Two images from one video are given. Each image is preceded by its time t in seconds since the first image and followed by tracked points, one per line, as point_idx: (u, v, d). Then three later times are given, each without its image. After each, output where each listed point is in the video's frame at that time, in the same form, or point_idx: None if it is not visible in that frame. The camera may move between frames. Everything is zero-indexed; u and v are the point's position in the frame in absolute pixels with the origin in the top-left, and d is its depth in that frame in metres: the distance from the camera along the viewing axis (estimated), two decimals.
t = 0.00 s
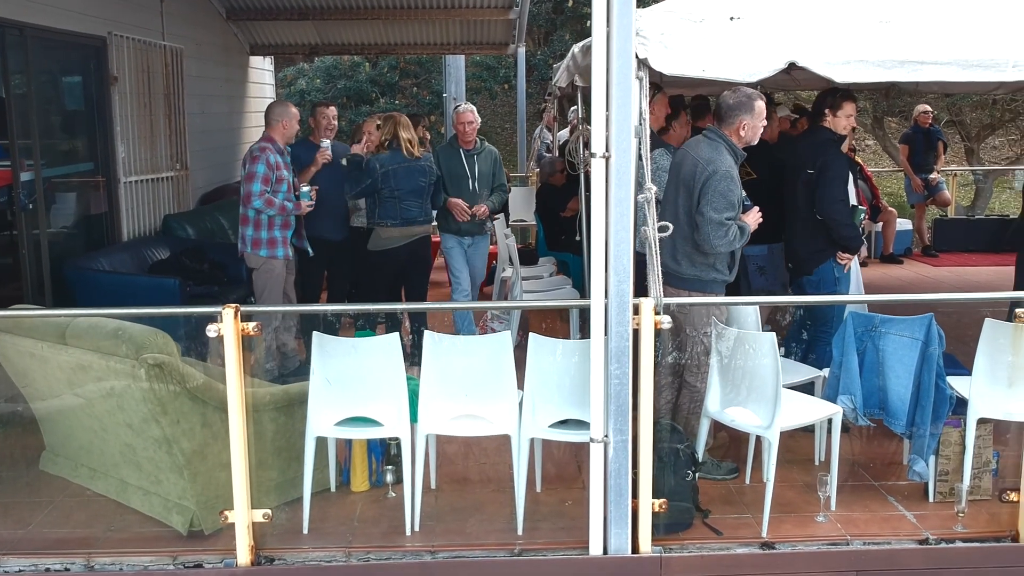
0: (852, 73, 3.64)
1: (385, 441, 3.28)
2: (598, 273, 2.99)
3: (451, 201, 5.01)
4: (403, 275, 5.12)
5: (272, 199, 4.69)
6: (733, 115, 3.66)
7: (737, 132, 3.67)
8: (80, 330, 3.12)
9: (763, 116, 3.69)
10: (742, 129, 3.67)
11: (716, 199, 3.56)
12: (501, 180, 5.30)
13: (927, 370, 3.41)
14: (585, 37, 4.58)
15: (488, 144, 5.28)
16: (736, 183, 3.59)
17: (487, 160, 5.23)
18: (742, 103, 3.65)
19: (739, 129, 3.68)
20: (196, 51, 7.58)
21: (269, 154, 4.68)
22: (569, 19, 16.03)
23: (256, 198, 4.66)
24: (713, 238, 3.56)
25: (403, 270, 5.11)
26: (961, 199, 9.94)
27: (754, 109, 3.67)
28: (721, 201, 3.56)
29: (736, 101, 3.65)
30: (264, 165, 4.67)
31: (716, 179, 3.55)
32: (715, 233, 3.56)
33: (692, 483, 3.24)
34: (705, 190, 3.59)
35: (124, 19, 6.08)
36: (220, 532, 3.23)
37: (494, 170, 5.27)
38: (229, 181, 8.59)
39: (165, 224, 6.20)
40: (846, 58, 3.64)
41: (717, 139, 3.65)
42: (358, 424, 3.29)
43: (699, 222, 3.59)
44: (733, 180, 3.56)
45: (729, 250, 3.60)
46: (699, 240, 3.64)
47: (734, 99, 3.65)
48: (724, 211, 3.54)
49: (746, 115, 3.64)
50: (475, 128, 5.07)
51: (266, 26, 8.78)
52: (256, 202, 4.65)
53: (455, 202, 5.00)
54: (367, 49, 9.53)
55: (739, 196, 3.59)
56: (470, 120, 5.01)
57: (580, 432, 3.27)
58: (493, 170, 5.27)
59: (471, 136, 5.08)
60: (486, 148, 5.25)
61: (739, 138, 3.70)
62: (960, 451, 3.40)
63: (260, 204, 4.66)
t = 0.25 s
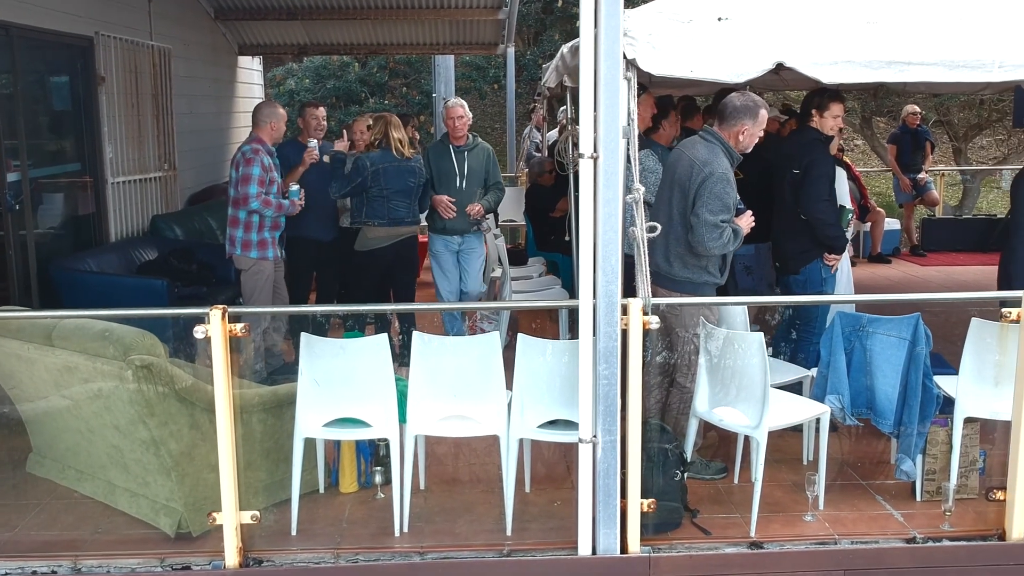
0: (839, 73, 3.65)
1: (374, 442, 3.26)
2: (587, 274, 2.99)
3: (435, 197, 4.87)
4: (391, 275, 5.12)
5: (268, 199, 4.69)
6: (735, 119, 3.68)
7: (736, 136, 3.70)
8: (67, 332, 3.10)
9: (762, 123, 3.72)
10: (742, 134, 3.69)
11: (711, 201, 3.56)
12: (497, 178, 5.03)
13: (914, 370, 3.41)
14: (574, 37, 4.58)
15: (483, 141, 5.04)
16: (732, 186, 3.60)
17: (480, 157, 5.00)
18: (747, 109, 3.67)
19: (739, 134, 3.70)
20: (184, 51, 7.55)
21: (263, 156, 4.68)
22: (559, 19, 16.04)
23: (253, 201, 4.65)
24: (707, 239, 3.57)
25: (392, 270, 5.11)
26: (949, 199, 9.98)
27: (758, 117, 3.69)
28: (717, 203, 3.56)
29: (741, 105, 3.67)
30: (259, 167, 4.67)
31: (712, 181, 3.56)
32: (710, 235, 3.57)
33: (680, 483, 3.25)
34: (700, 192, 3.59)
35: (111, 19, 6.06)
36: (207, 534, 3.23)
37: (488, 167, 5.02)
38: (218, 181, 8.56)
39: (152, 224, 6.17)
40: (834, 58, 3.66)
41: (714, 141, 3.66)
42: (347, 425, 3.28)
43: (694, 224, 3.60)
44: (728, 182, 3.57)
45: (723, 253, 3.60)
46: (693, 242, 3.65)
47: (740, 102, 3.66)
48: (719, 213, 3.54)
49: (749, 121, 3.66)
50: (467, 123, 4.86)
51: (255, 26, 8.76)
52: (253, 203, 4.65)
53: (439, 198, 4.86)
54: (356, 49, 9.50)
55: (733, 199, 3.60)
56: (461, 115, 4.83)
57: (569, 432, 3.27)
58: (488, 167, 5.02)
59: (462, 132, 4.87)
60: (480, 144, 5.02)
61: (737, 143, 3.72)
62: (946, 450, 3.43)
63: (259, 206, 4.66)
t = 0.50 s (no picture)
0: (831, 73, 3.65)
1: (366, 443, 3.25)
2: (579, 275, 2.99)
3: (436, 205, 4.87)
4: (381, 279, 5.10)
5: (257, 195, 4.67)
6: (728, 121, 3.67)
7: (727, 137, 3.70)
8: (57, 334, 3.10)
9: (753, 126, 3.74)
10: (733, 136, 3.69)
11: (705, 202, 3.56)
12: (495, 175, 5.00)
13: (906, 370, 3.44)
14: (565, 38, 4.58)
15: (480, 138, 4.99)
16: (724, 185, 3.59)
17: (476, 155, 4.95)
18: (741, 110, 3.66)
19: (730, 135, 3.70)
20: (176, 51, 7.54)
21: (252, 154, 4.68)
22: (552, 19, 16.05)
23: (242, 198, 4.65)
24: (703, 240, 3.57)
25: (383, 271, 5.10)
26: (941, 199, 10.00)
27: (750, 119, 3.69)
28: (710, 204, 3.56)
29: (737, 107, 3.65)
30: (248, 166, 4.67)
31: (704, 182, 3.55)
32: (705, 236, 3.57)
33: (672, 483, 3.25)
34: (693, 193, 3.59)
35: (103, 19, 6.04)
36: (199, 536, 3.21)
37: (484, 165, 4.98)
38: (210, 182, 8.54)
39: (144, 225, 6.14)
40: (825, 59, 3.66)
41: (703, 142, 3.68)
42: (339, 425, 3.29)
43: (689, 226, 3.60)
44: (721, 183, 3.56)
45: (718, 253, 3.61)
46: (688, 243, 3.66)
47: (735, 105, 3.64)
48: (714, 214, 3.54)
49: (742, 123, 3.65)
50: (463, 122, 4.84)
51: (247, 26, 8.74)
52: (242, 201, 4.65)
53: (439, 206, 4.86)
54: (349, 50, 9.49)
55: (726, 198, 3.59)
56: (457, 113, 4.80)
57: (561, 433, 3.27)
58: (485, 165, 4.98)
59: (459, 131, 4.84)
60: (477, 142, 4.97)
61: (727, 143, 3.72)
62: (938, 450, 3.43)
63: (247, 202, 4.65)
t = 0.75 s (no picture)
0: (823, 76, 3.73)
1: (359, 446, 3.25)
2: (571, 278, 2.99)
3: (433, 218, 4.68)
4: (372, 284, 5.12)
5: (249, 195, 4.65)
6: (712, 121, 3.66)
7: (710, 137, 3.69)
8: (49, 337, 3.09)
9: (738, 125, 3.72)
10: (717, 136, 3.68)
11: (688, 204, 3.58)
12: (496, 183, 4.73)
13: (897, 372, 3.42)
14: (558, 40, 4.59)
15: (482, 144, 4.74)
16: (708, 186, 3.60)
17: (475, 163, 4.71)
18: (724, 111, 3.64)
19: (713, 136, 3.69)
20: (168, 52, 7.52)
21: (242, 155, 4.68)
22: (546, 20, 16.05)
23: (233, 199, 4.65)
24: (688, 242, 3.59)
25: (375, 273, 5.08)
26: (933, 199, 10.02)
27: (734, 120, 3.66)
28: (694, 206, 3.57)
29: (721, 108, 3.63)
30: (239, 167, 4.68)
31: (687, 184, 3.57)
32: (690, 237, 3.59)
33: (665, 486, 3.26)
34: (677, 196, 3.60)
35: (95, 20, 6.02)
36: (191, 540, 3.21)
37: (484, 173, 4.72)
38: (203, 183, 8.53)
39: (136, 227, 6.12)
40: (817, 61, 3.72)
41: (686, 144, 3.66)
42: (331, 429, 3.27)
43: (673, 228, 3.62)
44: (704, 185, 3.58)
45: (705, 252, 3.63)
46: (675, 245, 3.67)
47: (720, 106, 3.62)
48: (697, 216, 3.55)
49: (725, 124, 3.64)
50: (463, 128, 4.58)
51: (240, 27, 8.73)
52: (234, 202, 4.64)
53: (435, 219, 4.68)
54: (342, 50, 9.47)
55: (710, 199, 3.60)
56: (458, 120, 4.54)
57: (554, 436, 3.26)
58: (485, 173, 4.72)
59: (457, 138, 4.61)
60: (477, 148, 4.73)
61: (711, 143, 3.71)
62: (929, 451, 3.44)
63: (237, 203, 4.64)
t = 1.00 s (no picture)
0: (815, 79, 3.73)
1: (352, 450, 3.25)
2: (564, 282, 2.99)
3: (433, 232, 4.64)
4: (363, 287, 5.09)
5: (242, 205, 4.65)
6: (694, 121, 3.67)
7: (693, 137, 3.70)
8: (42, 340, 3.08)
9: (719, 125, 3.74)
10: (699, 136, 3.70)
11: (673, 203, 3.59)
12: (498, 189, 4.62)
13: (889, 375, 3.45)
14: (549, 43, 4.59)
15: (487, 149, 4.63)
16: (692, 185, 3.62)
17: (478, 167, 4.60)
18: (706, 110, 3.66)
19: (696, 136, 3.70)
20: (160, 53, 7.50)
21: (232, 157, 4.66)
22: (539, 20, 16.08)
23: (226, 206, 4.64)
24: (675, 239, 3.61)
25: (366, 277, 5.06)
26: (924, 200, 10.05)
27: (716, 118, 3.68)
28: (678, 205, 3.59)
29: (704, 108, 3.65)
30: (228, 169, 4.65)
31: (671, 184, 3.59)
32: (677, 235, 3.60)
33: (658, 489, 3.26)
34: (662, 195, 3.62)
35: (86, 22, 6.01)
36: (183, 544, 3.21)
37: (487, 180, 4.61)
38: (196, 184, 8.51)
39: (127, 228, 6.09)
40: (809, 65, 3.73)
41: (668, 144, 3.69)
42: (324, 433, 3.26)
43: (661, 227, 3.64)
44: (688, 183, 3.59)
45: (693, 249, 3.64)
46: (663, 244, 3.69)
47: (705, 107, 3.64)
48: (682, 213, 3.57)
49: (708, 123, 3.65)
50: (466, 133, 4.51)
51: (232, 28, 8.71)
52: (225, 208, 4.64)
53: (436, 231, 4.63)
54: (335, 51, 9.45)
55: (696, 197, 3.62)
56: (456, 123, 4.48)
57: (545, 440, 3.25)
58: (487, 178, 4.62)
59: (459, 143, 4.53)
60: (482, 153, 4.62)
61: (694, 144, 3.72)
62: (921, 454, 3.45)
63: (231, 211, 4.63)
